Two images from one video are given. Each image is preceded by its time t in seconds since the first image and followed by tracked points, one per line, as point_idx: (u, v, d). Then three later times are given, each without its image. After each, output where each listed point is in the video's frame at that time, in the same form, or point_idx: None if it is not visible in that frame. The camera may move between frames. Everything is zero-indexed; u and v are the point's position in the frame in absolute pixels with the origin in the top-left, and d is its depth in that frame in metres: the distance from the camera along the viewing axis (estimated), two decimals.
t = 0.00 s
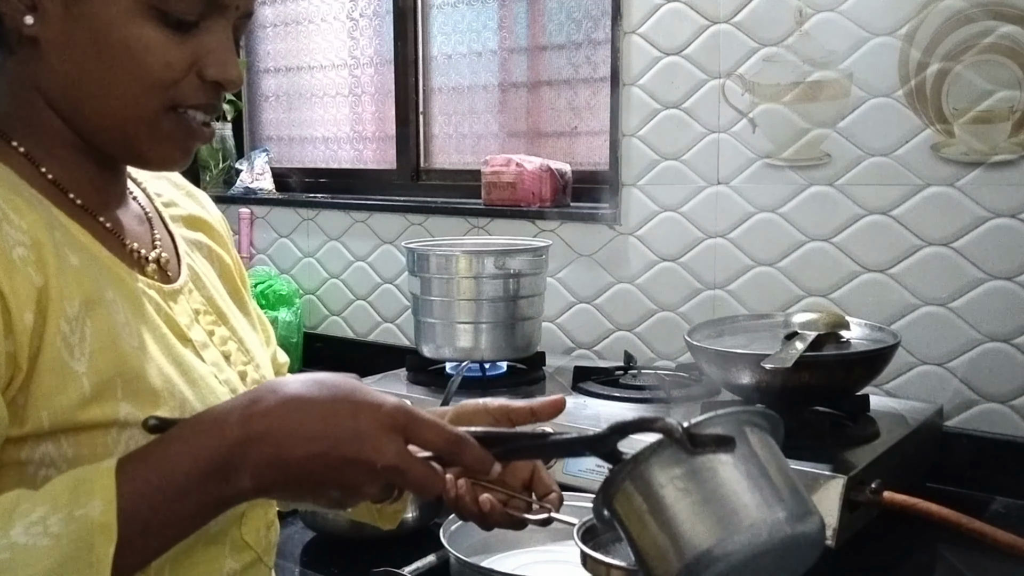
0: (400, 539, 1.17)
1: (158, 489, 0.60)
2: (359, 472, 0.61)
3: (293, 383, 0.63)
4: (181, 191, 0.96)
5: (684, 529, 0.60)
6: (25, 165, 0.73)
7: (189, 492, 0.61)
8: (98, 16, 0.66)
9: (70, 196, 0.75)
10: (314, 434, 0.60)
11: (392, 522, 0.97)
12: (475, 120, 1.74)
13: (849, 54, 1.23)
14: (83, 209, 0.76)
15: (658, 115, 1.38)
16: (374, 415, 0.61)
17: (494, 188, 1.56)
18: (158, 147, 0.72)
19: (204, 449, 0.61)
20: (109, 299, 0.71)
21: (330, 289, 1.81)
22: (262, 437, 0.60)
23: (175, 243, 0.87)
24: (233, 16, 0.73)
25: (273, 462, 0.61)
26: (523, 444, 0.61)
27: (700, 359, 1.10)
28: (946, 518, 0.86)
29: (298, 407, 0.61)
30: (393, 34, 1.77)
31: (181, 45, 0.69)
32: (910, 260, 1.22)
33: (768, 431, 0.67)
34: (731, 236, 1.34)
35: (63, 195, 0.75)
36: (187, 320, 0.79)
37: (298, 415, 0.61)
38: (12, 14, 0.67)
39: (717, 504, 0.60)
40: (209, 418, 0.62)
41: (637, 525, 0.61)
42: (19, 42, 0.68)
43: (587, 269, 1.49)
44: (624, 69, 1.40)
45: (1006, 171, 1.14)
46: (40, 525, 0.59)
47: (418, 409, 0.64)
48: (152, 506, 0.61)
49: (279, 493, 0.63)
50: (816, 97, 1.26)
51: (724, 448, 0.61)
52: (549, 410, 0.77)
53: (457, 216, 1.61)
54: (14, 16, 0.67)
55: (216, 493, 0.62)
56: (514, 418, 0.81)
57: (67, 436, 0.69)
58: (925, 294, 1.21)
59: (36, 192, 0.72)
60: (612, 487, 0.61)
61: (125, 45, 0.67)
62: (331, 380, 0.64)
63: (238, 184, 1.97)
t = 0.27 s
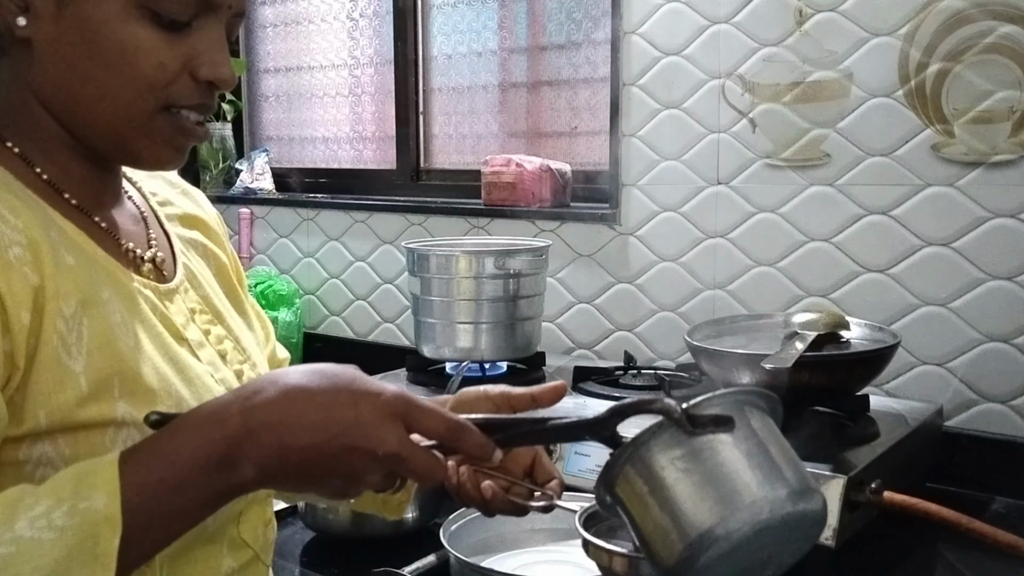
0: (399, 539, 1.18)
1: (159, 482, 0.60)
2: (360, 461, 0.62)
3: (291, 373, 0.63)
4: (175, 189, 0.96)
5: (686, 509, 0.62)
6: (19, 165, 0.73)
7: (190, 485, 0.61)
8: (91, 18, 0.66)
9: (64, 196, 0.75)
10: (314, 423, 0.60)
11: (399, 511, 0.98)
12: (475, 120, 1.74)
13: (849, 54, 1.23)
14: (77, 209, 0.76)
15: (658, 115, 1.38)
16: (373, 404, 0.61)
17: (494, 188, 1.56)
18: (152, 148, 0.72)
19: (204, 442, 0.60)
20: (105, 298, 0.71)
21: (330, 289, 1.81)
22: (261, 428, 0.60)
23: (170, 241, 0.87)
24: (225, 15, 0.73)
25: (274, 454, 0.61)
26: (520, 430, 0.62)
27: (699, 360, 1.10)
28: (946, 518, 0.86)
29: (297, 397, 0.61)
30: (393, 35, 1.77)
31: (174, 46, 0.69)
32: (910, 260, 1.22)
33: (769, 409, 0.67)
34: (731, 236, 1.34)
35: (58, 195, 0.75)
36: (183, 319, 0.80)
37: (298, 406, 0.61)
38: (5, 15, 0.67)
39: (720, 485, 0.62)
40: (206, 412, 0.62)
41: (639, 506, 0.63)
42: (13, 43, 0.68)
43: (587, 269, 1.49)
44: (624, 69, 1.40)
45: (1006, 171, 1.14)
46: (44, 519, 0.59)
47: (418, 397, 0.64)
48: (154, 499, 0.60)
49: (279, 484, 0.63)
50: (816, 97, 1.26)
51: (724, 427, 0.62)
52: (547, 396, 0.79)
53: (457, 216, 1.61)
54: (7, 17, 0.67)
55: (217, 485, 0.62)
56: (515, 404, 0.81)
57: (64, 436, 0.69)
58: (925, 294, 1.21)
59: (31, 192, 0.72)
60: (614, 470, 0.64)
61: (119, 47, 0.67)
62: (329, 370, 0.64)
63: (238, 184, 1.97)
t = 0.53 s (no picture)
0: (399, 539, 1.18)
1: (162, 474, 0.60)
2: (362, 450, 0.62)
3: (292, 365, 0.63)
4: (173, 187, 0.96)
5: (689, 490, 0.62)
6: (18, 164, 0.73)
7: (193, 476, 0.61)
8: (87, 18, 0.66)
9: (63, 194, 0.75)
10: (316, 414, 0.61)
11: (405, 502, 0.98)
12: (475, 120, 1.74)
13: (849, 54, 1.23)
14: (76, 207, 0.76)
15: (658, 115, 1.38)
16: (376, 393, 0.62)
17: (494, 188, 1.56)
18: (148, 148, 0.72)
19: (206, 433, 0.61)
20: (105, 296, 0.71)
21: (330, 289, 1.81)
22: (265, 418, 0.61)
23: (169, 238, 0.87)
24: (219, 15, 0.73)
25: (277, 444, 0.61)
26: (520, 417, 0.64)
27: (699, 360, 1.10)
28: (947, 518, 0.86)
29: (298, 388, 0.61)
30: (393, 35, 1.77)
31: (170, 45, 0.69)
32: (910, 260, 1.22)
33: (769, 393, 0.68)
34: (731, 236, 1.34)
35: (56, 193, 0.75)
36: (182, 317, 0.80)
37: (299, 397, 0.61)
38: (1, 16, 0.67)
39: (722, 464, 0.62)
40: (210, 402, 0.62)
41: (642, 491, 0.63)
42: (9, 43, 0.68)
43: (587, 269, 1.49)
44: (624, 69, 1.40)
45: (1006, 171, 1.15)
46: (49, 511, 0.59)
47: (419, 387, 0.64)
48: (158, 491, 0.61)
49: (283, 473, 0.64)
50: (816, 97, 1.26)
51: (724, 409, 0.63)
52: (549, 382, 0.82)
53: (457, 216, 1.61)
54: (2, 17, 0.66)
55: (220, 476, 0.62)
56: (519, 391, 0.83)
57: (65, 434, 0.69)
58: (925, 294, 1.21)
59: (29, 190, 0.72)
60: (617, 455, 0.65)
61: (115, 47, 0.67)
62: (330, 361, 0.64)
63: (238, 184, 1.97)
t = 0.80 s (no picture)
0: (399, 539, 1.18)
1: (163, 470, 0.60)
2: (363, 445, 0.62)
3: (293, 361, 0.64)
4: (173, 185, 0.96)
5: (687, 484, 0.61)
6: (17, 164, 0.73)
7: (195, 472, 0.61)
8: (82, 19, 0.66)
9: (62, 193, 0.75)
10: (317, 409, 0.61)
11: (407, 497, 0.98)
12: (475, 120, 1.74)
13: (849, 54, 1.23)
14: (76, 205, 0.76)
15: (658, 115, 1.38)
16: (375, 387, 0.62)
17: (494, 188, 1.56)
18: (145, 148, 0.72)
19: (207, 429, 0.61)
20: (105, 294, 0.71)
21: (330, 289, 1.81)
22: (266, 413, 0.61)
23: (170, 236, 0.87)
24: (214, 13, 0.73)
25: (277, 440, 0.61)
26: (519, 412, 0.64)
27: (700, 359, 1.10)
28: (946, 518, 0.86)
29: (299, 384, 0.61)
30: (393, 35, 1.77)
31: (165, 44, 0.69)
32: (910, 260, 1.22)
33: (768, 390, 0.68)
34: (731, 236, 1.34)
35: (56, 192, 0.75)
36: (183, 314, 0.80)
37: (300, 392, 0.61)
38: None
39: (720, 458, 0.61)
40: (210, 399, 0.62)
41: (641, 484, 0.64)
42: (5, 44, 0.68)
43: (587, 269, 1.49)
44: (624, 69, 1.40)
45: (1006, 171, 1.14)
46: (50, 508, 0.59)
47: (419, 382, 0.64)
48: (158, 487, 0.61)
49: (283, 470, 0.64)
50: (816, 97, 1.26)
51: (723, 402, 0.63)
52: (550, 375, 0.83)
53: (457, 217, 1.61)
54: None
55: (221, 472, 0.62)
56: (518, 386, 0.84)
57: (65, 432, 0.69)
58: (925, 294, 1.21)
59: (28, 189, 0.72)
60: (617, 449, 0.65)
61: (111, 47, 0.67)
62: (330, 357, 0.64)
63: (238, 184, 1.97)
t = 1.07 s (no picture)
0: (399, 539, 1.18)
1: (164, 468, 0.60)
2: (364, 443, 0.62)
3: (293, 359, 0.64)
4: (174, 184, 0.96)
5: (685, 481, 0.62)
6: (18, 164, 0.74)
7: (195, 470, 0.61)
8: (80, 18, 0.66)
9: (63, 193, 0.75)
10: (317, 407, 0.61)
11: (408, 496, 0.98)
12: (475, 120, 1.74)
13: (849, 54, 1.23)
14: (76, 205, 0.76)
15: (658, 115, 1.38)
16: (374, 386, 0.62)
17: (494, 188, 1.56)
18: (145, 147, 0.72)
19: (207, 427, 0.60)
20: (105, 293, 0.71)
21: (330, 289, 1.81)
22: (265, 412, 0.61)
23: (170, 235, 0.87)
24: (214, 12, 0.73)
25: (276, 439, 0.61)
26: (519, 409, 0.64)
27: (700, 360, 1.10)
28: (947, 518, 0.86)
29: (299, 382, 0.61)
30: (393, 35, 1.77)
31: (163, 43, 0.69)
32: (910, 260, 1.22)
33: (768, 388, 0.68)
34: (731, 236, 1.34)
35: (57, 192, 0.75)
36: (184, 313, 0.80)
37: (300, 390, 0.61)
38: None
39: (720, 456, 0.61)
40: (209, 397, 0.62)
41: (640, 481, 0.64)
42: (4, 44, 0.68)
43: (587, 269, 1.49)
44: (624, 69, 1.40)
45: (1006, 171, 1.15)
46: (50, 507, 0.60)
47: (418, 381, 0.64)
48: (157, 487, 0.60)
49: (283, 469, 0.63)
50: (816, 97, 1.26)
51: (722, 399, 0.63)
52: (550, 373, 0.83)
53: (457, 217, 1.61)
54: None
55: (222, 470, 0.62)
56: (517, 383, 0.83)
57: (65, 431, 0.69)
58: (925, 294, 1.21)
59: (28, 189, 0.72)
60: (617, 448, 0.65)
61: (109, 47, 0.67)
62: (330, 355, 0.64)
63: (238, 184, 1.96)
